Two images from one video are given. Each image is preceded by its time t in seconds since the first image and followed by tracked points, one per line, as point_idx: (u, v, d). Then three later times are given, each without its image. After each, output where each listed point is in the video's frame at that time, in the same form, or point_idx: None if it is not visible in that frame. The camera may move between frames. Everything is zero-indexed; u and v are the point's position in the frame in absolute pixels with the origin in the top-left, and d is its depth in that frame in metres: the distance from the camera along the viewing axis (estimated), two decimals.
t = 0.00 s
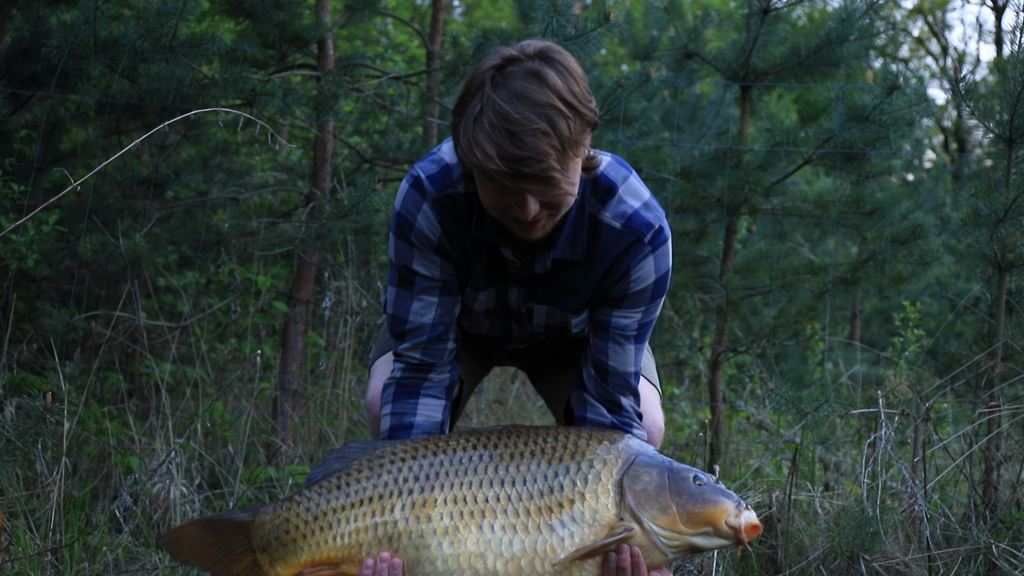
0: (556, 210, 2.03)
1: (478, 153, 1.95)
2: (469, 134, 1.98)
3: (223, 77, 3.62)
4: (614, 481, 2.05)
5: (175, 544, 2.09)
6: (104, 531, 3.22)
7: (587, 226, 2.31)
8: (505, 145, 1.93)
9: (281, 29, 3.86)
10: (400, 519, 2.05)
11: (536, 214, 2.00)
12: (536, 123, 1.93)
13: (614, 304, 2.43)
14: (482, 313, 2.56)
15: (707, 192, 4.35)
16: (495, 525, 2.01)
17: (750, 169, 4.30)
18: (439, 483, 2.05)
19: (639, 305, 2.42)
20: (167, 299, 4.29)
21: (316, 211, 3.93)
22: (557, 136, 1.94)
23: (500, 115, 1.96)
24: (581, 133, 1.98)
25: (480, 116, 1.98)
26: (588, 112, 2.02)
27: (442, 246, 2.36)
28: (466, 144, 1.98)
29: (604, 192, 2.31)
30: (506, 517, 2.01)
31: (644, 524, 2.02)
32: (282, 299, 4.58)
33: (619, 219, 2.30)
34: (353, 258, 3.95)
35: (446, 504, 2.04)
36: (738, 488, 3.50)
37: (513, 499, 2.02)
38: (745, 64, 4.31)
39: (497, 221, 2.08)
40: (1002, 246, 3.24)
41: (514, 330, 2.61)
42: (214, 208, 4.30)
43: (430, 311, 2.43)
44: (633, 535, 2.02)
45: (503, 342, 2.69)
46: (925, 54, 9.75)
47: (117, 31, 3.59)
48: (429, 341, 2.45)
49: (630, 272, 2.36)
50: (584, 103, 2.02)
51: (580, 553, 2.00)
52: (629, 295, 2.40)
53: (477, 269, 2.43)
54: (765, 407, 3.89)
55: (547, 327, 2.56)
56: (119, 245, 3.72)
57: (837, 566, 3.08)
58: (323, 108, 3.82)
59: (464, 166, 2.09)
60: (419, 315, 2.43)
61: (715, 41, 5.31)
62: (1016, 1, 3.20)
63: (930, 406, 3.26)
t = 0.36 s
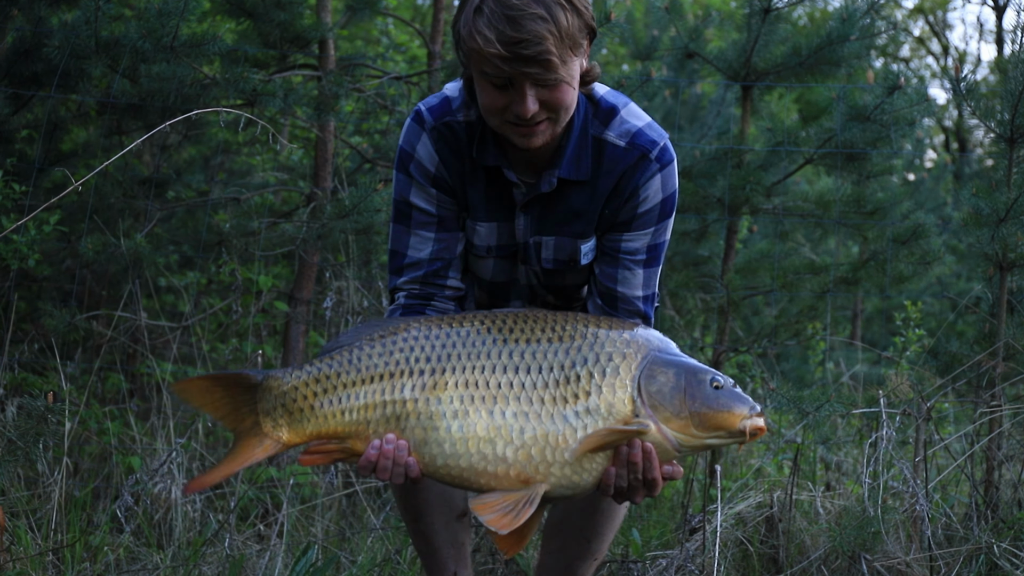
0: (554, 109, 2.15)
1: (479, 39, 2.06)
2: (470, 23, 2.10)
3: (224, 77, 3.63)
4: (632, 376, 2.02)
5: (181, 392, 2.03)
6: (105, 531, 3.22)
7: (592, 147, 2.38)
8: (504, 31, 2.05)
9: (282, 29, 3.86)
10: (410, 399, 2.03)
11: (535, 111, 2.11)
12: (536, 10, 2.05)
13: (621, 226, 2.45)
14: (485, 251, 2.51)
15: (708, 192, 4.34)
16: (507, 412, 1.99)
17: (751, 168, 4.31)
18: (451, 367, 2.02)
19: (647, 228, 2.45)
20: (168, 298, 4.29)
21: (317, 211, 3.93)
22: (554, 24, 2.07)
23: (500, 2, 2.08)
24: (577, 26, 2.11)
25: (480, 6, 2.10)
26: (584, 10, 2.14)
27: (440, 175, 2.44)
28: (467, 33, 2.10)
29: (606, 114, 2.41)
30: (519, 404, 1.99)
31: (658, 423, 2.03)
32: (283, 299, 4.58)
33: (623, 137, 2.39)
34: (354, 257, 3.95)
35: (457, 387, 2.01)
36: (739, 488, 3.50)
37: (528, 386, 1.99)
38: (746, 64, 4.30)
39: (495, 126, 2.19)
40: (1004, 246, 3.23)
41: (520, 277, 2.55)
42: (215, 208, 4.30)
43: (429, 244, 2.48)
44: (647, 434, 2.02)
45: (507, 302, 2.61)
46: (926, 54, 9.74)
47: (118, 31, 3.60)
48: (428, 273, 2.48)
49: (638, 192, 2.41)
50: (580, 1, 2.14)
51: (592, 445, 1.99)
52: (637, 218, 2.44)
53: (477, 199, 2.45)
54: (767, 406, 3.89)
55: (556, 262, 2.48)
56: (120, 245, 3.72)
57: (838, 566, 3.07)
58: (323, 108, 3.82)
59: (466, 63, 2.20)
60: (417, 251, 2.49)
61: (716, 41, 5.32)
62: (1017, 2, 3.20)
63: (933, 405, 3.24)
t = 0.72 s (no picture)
0: (554, 126, 2.24)
1: (481, 54, 2.20)
2: (475, 40, 2.24)
3: (225, 79, 3.63)
4: (633, 365, 1.99)
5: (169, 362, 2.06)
6: (107, 533, 3.22)
7: (591, 175, 2.47)
8: (506, 44, 2.18)
9: (282, 32, 3.87)
10: (404, 388, 2.02)
11: (535, 126, 2.21)
12: (537, 26, 2.19)
13: (618, 251, 2.49)
14: (485, 282, 2.55)
15: (709, 193, 4.34)
16: (501, 404, 1.98)
17: (751, 169, 4.30)
18: (446, 355, 2.02)
19: (644, 253, 2.49)
20: (169, 300, 4.29)
21: (318, 212, 3.94)
22: (553, 40, 2.19)
23: (504, 20, 2.22)
24: (576, 45, 2.23)
25: (484, 25, 2.24)
26: (585, 35, 2.28)
27: (442, 205, 2.52)
28: (472, 48, 2.24)
29: (605, 146, 2.51)
30: (513, 396, 1.98)
31: (659, 415, 1.99)
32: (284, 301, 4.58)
33: (621, 165, 2.47)
34: (355, 260, 3.95)
35: (451, 376, 2.00)
36: (741, 489, 3.49)
37: (523, 378, 1.98)
38: (746, 65, 4.31)
39: (497, 146, 2.28)
40: (1005, 246, 3.24)
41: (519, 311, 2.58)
42: (216, 210, 4.30)
43: (432, 272, 2.54)
44: (645, 427, 1.98)
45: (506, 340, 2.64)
46: (926, 54, 9.75)
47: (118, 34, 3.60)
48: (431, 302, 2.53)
49: (635, 216, 2.46)
50: (581, 26, 2.28)
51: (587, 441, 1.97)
52: (634, 241, 2.48)
53: (478, 228, 2.51)
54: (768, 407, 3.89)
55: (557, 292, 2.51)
56: (121, 247, 3.72)
57: (840, 566, 3.07)
58: (324, 110, 3.82)
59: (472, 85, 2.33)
60: (420, 280, 2.54)
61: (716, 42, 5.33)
62: (1017, 2, 3.20)
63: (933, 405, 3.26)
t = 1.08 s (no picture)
0: (552, 133, 2.29)
1: (485, 57, 2.29)
2: (477, 47, 2.33)
3: (226, 78, 3.63)
4: (634, 364, 1.98)
5: (160, 384, 2.03)
6: (108, 532, 3.23)
7: (588, 191, 2.49)
8: (508, 49, 2.28)
9: (283, 31, 3.87)
10: (401, 391, 2.02)
11: (533, 130, 2.27)
12: (538, 33, 2.29)
13: (614, 265, 2.49)
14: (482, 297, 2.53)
15: (710, 193, 4.33)
16: (500, 405, 1.97)
17: (753, 169, 4.29)
18: (443, 357, 2.01)
19: (639, 266, 2.48)
20: (170, 299, 4.30)
21: (320, 212, 3.94)
22: (553, 45, 2.30)
23: (506, 30, 2.33)
24: (574, 54, 2.33)
25: (487, 34, 2.35)
26: (583, 50, 2.38)
27: (441, 219, 2.52)
28: (474, 55, 2.33)
29: (600, 165, 2.55)
30: (512, 397, 1.97)
31: (661, 411, 1.99)
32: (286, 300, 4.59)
33: (617, 181, 2.51)
34: (356, 259, 3.95)
35: (448, 378, 2.00)
36: (741, 489, 3.49)
37: (521, 378, 1.98)
38: (747, 66, 4.28)
39: (497, 155, 2.32)
40: (1006, 247, 3.24)
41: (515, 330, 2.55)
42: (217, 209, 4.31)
43: (430, 285, 2.52)
44: (650, 423, 1.98)
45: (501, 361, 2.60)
46: (930, 54, 9.74)
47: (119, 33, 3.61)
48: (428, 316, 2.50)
49: (631, 229, 2.48)
50: (578, 42, 2.39)
51: (599, 445, 1.94)
52: (629, 254, 2.48)
53: (477, 242, 2.51)
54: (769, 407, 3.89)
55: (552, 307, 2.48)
56: (122, 246, 3.72)
57: (840, 566, 3.07)
58: (325, 109, 3.83)
59: (472, 97, 2.41)
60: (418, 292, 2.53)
61: (718, 42, 5.33)
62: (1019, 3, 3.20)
63: (934, 406, 3.26)
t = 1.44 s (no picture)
0: (544, 138, 2.30)
1: (482, 59, 2.33)
2: (473, 52, 2.38)
3: (225, 65, 3.61)
4: (642, 344, 1.92)
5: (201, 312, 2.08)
6: (109, 520, 3.22)
7: (579, 204, 2.45)
8: (505, 52, 2.32)
9: (283, 18, 3.85)
10: (399, 365, 1.98)
11: (525, 129, 2.28)
12: (534, 39, 2.34)
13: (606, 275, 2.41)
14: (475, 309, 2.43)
15: (711, 180, 4.32)
16: (499, 380, 1.92)
17: (754, 157, 4.28)
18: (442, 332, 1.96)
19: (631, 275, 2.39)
20: (170, 288, 4.29)
21: (319, 200, 3.93)
22: (549, 52, 2.34)
23: (503, 35, 2.38)
24: (569, 66, 2.38)
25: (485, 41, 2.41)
26: (576, 66, 2.42)
27: (435, 232, 2.46)
28: (471, 59, 2.37)
29: (591, 180, 2.51)
30: (512, 372, 1.92)
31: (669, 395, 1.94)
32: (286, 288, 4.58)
33: (608, 194, 2.46)
34: (356, 247, 3.94)
35: (445, 352, 1.95)
36: (742, 477, 3.49)
37: (523, 354, 1.92)
38: (749, 52, 4.27)
39: (487, 158, 2.32)
40: (1008, 234, 3.23)
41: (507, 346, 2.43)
42: (216, 197, 4.29)
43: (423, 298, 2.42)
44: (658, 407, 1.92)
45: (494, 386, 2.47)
46: (930, 41, 9.72)
47: (118, 20, 3.59)
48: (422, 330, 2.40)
49: (623, 237, 2.40)
50: (572, 56, 2.43)
51: (612, 432, 1.88)
52: (621, 262, 2.39)
53: (470, 254, 2.43)
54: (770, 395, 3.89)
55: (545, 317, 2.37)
56: (121, 234, 3.71)
57: (840, 554, 3.06)
58: (325, 97, 3.80)
59: (466, 105, 2.44)
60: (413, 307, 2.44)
61: (719, 29, 5.31)
62: None
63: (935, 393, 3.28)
